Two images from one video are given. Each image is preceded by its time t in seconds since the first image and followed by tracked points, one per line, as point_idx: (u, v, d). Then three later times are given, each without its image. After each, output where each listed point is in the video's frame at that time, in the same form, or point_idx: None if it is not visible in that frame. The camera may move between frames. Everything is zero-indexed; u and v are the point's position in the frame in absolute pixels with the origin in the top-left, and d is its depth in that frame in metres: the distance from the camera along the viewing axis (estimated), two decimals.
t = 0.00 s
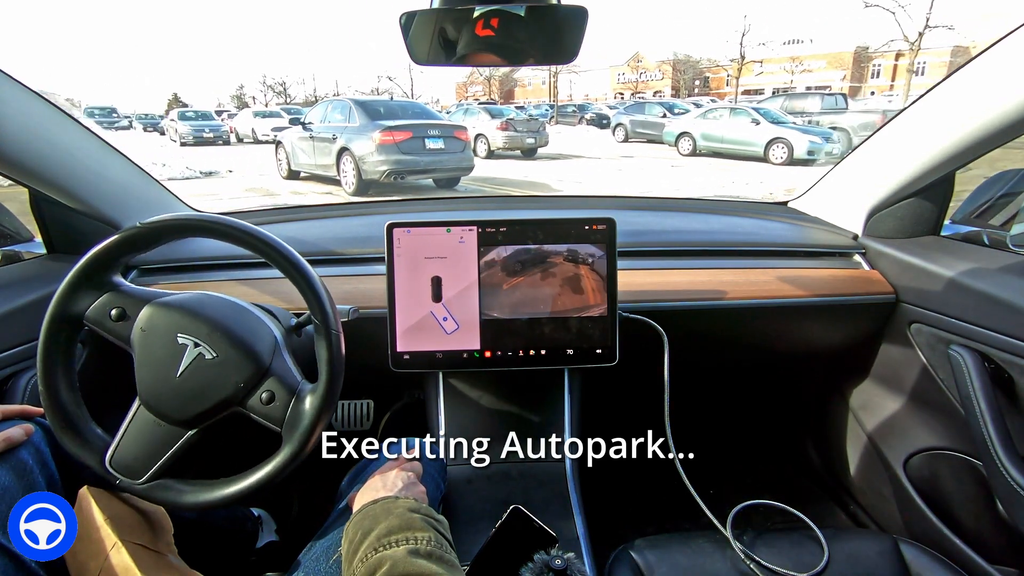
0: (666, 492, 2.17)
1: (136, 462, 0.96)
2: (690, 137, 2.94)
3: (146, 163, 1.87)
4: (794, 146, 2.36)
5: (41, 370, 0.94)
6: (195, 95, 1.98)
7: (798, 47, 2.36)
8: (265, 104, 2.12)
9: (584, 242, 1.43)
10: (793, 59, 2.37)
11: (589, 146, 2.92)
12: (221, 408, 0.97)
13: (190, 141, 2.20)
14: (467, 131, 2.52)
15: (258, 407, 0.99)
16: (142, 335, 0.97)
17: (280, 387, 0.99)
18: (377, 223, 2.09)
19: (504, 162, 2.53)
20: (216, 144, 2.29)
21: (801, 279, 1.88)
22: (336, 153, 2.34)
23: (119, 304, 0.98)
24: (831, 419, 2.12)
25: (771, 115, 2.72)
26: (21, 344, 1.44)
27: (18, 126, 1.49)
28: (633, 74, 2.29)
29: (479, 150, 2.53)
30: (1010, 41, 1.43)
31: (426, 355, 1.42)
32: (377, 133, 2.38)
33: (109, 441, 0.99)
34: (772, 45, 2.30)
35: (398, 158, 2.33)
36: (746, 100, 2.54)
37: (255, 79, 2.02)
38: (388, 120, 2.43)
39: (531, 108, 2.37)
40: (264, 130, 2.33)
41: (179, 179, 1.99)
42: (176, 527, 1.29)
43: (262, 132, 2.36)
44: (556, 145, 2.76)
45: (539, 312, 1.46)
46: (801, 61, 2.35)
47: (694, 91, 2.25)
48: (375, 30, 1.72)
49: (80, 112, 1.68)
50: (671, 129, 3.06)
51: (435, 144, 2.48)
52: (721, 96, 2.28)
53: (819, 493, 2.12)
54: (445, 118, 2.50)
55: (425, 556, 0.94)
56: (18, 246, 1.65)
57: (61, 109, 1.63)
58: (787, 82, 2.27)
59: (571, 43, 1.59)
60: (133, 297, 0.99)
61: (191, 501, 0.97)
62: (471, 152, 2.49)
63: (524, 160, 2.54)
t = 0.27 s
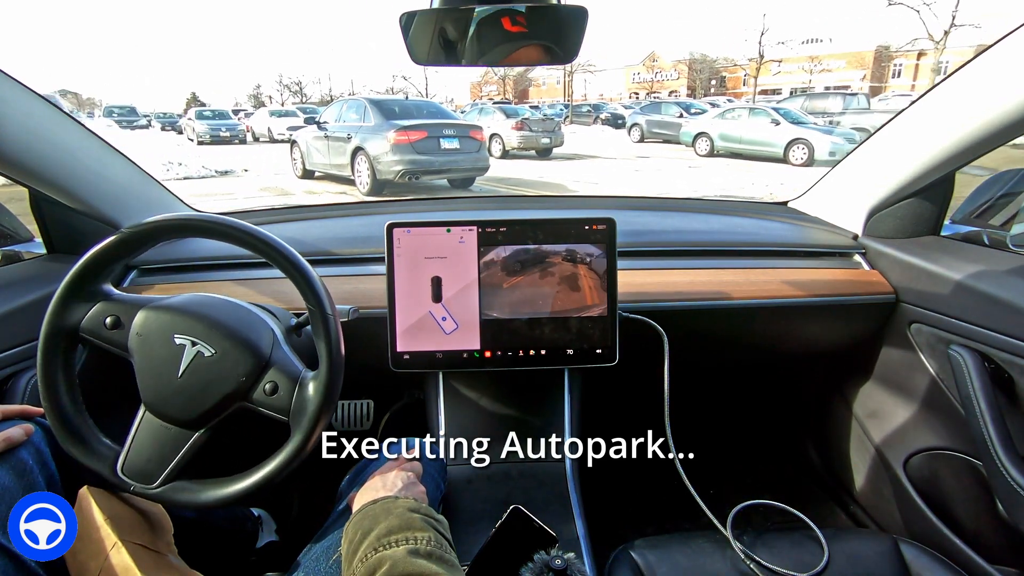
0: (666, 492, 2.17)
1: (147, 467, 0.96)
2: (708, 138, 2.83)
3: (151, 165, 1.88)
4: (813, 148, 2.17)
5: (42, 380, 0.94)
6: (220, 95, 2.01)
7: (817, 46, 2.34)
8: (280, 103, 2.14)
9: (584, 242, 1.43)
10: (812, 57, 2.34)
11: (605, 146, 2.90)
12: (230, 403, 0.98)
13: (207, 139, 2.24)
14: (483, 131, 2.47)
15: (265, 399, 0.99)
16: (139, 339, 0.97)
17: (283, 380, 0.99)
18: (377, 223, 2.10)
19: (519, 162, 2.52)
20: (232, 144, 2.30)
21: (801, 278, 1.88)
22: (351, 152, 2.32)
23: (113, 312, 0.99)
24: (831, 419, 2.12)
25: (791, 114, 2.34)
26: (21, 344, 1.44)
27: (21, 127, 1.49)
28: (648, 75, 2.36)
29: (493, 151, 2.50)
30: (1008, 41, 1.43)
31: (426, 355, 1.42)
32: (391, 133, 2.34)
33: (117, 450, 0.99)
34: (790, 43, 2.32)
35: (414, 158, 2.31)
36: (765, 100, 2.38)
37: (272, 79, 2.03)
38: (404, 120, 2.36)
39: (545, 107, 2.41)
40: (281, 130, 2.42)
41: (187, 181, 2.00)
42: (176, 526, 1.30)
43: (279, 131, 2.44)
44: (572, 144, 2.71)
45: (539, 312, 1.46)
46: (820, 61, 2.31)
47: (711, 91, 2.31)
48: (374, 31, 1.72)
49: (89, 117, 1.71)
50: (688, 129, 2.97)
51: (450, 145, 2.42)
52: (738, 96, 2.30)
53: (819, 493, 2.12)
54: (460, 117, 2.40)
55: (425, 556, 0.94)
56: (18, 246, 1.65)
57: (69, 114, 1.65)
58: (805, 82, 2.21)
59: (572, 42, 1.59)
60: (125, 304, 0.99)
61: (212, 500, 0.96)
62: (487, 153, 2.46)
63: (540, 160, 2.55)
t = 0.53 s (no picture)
0: (665, 492, 2.17)
1: (124, 453, 0.96)
2: (722, 138, 2.83)
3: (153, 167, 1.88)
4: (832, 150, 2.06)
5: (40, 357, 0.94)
6: (224, 95, 1.98)
7: (833, 45, 2.19)
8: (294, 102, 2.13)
9: (584, 242, 1.43)
10: (829, 56, 2.22)
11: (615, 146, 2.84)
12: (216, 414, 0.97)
13: (220, 137, 2.26)
14: (494, 131, 2.45)
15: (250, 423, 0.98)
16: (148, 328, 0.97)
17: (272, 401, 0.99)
18: (377, 223, 2.10)
19: (529, 162, 2.50)
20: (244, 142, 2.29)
21: (800, 278, 1.88)
22: (363, 152, 2.26)
23: (132, 291, 0.98)
24: (831, 418, 2.12)
25: (807, 115, 2.35)
26: (21, 344, 1.44)
27: (24, 130, 1.50)
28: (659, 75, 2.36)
29: (505, 151, 2.47)
30: (1008, 41, 1.43)
31: (426, 355, 1.42)
32: (402, 133, 2.28)
33: (96, 421, 0.99)
34: (808, 40, 2.18)
35: (426, 158, 2.28)
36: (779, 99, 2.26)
37: (285, 79, 2.01)
38: (415, 120, 2.31)
39: (557, 108, 2.42)
40: (291, 129, 2.27)
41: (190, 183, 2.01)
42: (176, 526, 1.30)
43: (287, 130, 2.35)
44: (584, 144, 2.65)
45: (539, 313, 1.46)
46: (835, 60, 2.22)
47: (724, 91, 2.26)
48: (373, 31, 1.71)
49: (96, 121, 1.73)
50: (704, 129, 2.97)
51: (462, 144, 2.39)
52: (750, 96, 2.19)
53: (819, 492, 2.12)
54: (471, 117, 2.37)
55: (425, 556, 0.94)
56: (18, 246, 1.65)
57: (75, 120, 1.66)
58: (820, 82, 2.12)
59: (572, 43, 1.58)
60: (148, 287, 0.99)
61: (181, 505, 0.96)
62: (500, 154, 2.43)
63: (550, 160, 2.53)
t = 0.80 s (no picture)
0: (665, 492, 2.17)
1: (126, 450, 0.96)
2: (722, 138, 2.83)
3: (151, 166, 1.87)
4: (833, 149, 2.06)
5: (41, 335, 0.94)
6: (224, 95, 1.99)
7: (832, 46, 2.17)
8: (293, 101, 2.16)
9: (584, 242, 1.43)
10: (828, 57, 2.20)
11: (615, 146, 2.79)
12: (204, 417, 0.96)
13: (220, 137, 2.22)
14: (495, 131, 2.39)
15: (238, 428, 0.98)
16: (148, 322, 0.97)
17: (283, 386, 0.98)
18: (377, 223, 2.10)
19: (529, 162, 2.48)
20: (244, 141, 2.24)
21: (800, 278, 1.88)
22: (362, 151, 2.20)
23: (114, 401, 0.97)
24: (831, 418, 2.12)
25: (807, 115, 2.32)
26: (21, 344, 1.44)
27: (25, 130, 1.50)
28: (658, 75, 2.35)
29: (505, 151, 2.43)
30: (1008, 41, 1.43)
31: (426, 355, 1.42)
32: (402, 132, 2.20)
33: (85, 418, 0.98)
34: (808, 40, 2.18)
35: (426, 158, 2.23)
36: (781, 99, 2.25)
37: (285, 79, 2.04)
38: (415, 119, 2.23)
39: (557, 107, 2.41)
40: (291, 128, 2.18)
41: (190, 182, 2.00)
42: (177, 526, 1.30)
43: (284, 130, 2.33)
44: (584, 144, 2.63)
45: (539, 312, 1.46)
46: (836, 61, 2.18)
47: (723, 92, 2.24)
48: (373, 31, 1.71)
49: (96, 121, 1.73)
50: (704, 129, 2.97)
51: (462, 144, 2.33)
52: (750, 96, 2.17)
53: (819, 492, 2.12)
54: (471, 117, 2.33)
55: (425, 556, 0.94)
56: (18, 246, 1.65)
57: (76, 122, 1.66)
58: (820, 82, 2.12)
59: (572, 42, 1.59)
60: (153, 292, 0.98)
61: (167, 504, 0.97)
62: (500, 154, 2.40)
63: (549, 159, 2.52)
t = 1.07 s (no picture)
0: (665, 492, 2.17)
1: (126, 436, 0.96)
2: (721, 138, 2.84)
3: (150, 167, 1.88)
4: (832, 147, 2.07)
5: (76, 266, 0.95)
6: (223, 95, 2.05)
7: (831, 46, 2.17)
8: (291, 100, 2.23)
9: (584, 242, 1.43)
10: (827, 57, 2.22)
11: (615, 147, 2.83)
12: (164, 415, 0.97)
13: (219, 136, 2.26)
14: (494, 131, 2.40)
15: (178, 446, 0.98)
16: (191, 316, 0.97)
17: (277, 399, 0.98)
18: (377, 223, 2.10)
19: (529, 162, 2.48)
20: (243, 142, 2.27)
21: (800, 278, 1.88)
22: (361, 152, 2.22)
23: (107, 326, 0.98)
24: (831, 418, 2.12)
25: (807, 115, 2.32)
26: (21, 344, 1.44)
27: (25, 130, 1.50)
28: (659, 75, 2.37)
29: (505, 150, 2.45)
30: (1008, 41, 1.43)
31: (426, 355, 1.42)
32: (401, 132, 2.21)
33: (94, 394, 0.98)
34: (808, 40, 2.17)
35: (425, 158, 2.23)
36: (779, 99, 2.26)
37: (284, 79, 2.08)
38: (415, 119, 2.24)
39: (557, 107, 2.45)
40: (292, 128, 2.24)
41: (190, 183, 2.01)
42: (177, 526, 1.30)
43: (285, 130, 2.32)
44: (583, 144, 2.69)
45: (539, 312, 1.46)
46: (835, 60, 2.20)
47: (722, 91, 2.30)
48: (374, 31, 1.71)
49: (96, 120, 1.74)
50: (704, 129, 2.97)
51: (461, 144, 2.34)
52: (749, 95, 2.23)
53: (819, 492, 2.12)
54: (471, 117, 2.34)
55: (426, 556, 0.94)
56: (18, 246, 1.65)
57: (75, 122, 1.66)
58: (819, 81, 2.16)
59: (572, 42, 1.59)
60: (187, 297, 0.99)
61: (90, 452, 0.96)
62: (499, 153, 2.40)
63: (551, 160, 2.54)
